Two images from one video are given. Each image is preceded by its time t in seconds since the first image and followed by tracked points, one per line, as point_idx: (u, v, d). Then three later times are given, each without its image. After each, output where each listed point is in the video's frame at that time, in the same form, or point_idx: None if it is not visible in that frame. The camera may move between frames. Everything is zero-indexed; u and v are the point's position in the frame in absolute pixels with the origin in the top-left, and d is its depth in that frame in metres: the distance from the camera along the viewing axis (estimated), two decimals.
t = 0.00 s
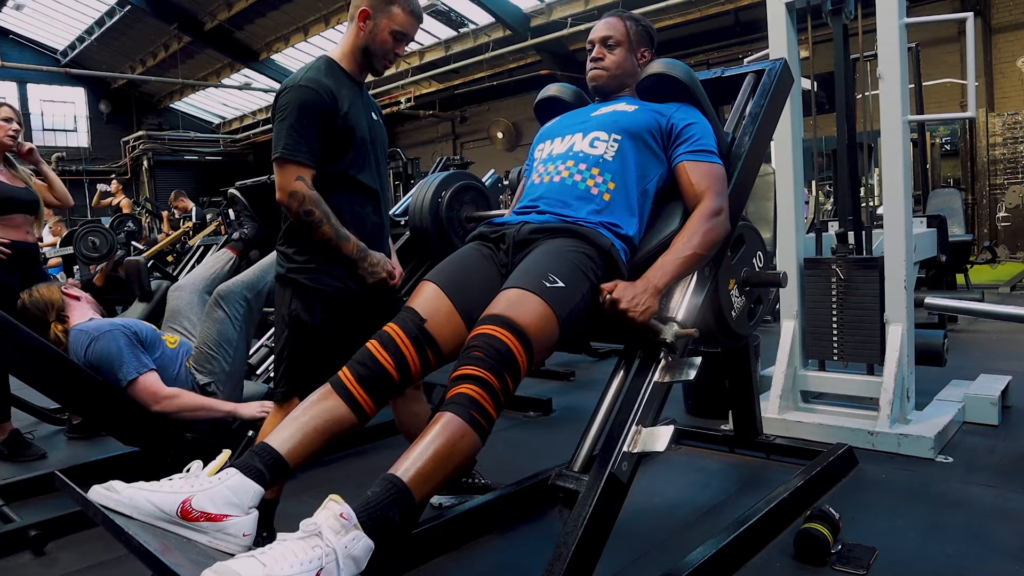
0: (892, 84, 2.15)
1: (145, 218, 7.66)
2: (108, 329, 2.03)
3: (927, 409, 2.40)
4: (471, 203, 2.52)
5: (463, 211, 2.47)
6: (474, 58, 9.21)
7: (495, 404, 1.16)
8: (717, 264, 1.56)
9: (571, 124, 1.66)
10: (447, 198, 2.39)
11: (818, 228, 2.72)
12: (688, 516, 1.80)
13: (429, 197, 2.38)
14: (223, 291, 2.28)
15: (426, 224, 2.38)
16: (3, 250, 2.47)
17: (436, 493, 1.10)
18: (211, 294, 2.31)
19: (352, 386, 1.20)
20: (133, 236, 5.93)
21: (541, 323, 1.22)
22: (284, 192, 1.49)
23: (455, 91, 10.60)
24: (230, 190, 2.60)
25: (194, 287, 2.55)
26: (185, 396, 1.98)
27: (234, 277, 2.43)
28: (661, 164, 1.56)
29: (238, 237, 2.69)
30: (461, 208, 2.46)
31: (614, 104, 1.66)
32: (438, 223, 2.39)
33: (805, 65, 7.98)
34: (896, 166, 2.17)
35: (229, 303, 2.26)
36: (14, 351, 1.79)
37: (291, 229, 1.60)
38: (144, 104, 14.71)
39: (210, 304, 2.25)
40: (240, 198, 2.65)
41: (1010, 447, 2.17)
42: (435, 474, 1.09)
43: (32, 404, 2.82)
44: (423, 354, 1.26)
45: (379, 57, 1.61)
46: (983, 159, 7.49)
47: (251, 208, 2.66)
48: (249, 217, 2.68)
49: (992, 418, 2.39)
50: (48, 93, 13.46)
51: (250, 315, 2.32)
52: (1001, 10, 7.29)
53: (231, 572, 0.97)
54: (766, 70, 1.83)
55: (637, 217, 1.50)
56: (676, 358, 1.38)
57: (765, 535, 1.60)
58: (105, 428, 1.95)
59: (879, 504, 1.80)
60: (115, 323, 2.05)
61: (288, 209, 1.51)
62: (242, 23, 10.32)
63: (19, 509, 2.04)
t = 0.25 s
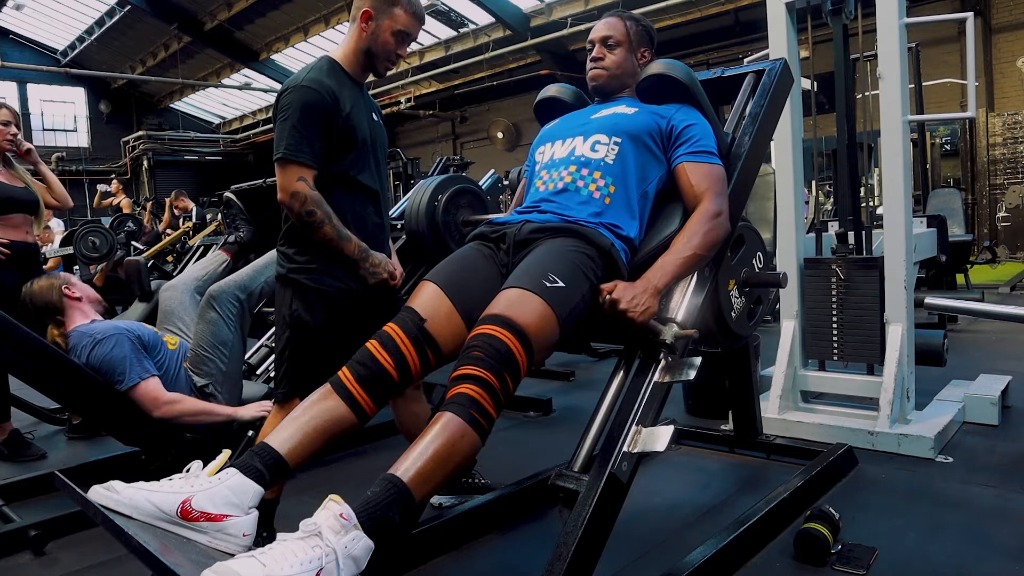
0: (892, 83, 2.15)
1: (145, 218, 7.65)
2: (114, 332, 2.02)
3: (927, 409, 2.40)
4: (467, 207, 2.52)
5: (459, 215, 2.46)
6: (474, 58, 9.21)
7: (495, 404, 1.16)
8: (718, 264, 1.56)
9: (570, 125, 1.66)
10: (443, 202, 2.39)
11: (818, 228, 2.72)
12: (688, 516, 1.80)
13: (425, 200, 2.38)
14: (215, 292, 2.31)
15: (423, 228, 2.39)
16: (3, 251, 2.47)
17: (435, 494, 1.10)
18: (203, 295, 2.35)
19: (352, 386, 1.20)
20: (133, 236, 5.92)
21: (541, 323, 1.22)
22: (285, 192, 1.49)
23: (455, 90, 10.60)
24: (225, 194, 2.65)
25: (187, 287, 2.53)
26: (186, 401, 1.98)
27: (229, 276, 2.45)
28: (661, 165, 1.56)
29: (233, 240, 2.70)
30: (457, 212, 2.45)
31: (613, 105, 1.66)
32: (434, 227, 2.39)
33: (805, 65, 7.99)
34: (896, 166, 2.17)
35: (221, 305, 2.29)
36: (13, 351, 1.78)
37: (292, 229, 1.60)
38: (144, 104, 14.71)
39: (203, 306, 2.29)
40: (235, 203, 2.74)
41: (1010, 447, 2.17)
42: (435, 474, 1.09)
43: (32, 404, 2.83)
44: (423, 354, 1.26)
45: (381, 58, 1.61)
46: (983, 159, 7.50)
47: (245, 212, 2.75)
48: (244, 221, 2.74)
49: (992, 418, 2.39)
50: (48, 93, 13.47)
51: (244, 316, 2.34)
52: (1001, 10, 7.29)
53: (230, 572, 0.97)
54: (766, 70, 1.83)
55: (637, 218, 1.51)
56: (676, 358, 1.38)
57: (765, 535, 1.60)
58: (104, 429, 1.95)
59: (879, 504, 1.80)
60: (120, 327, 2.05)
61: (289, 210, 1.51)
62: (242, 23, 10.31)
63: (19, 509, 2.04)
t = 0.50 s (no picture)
0: (892, 83, 2.15)
1: (145, 218, 7.65)
2: (122, 340, 2.01)
3: (927, 409, 2.40)
4: (467, 209, 2.52)
5: (457, 217, 2.47)
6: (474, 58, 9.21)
7: (495, 404, 1.16)
8: (718, 265, 1.56)
9: (571, 126, 1.66)
10: (441, 203, 2.39)
11: (818, 229, 2.71)
12: (688, 516, 1.80)
13: (423, 202, 2.38)
14: (212, 292, 2.30)
15: (422, 229, 2.39)
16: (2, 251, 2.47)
17: (435, 494, 1.10)
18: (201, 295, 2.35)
19: (352, 385, 1.20)
20: (133, 237, 5.92)
21: (541, 322, 1.22)
22: (285, 191, 1.49)
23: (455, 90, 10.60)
24: (224, 196, 2.69)
25: (184, 286, 2.53)
26: (190, 409, 1.99)
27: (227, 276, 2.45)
28: (661, 165, 1.56)
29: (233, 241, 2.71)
30: (456, 213, 2.46)
31: (614, 105, 1.66)
32: (432, 228, 2.39)
33: (805, 65, 7.99)
34: (896, 166, 2.17)
35: (218, 305, 2.28)
36: (13, 352, 1.76)
37: (292, 229, 1.60)
38: (144, 104, 14.71)
39: (201, 306, 2.29)
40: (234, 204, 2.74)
41: (1010, 447, 2.17)
42: (434, 474, 1.09)
43: (32, 404, 2.83)
44: (423, 354, 1.26)
45: (381, 56, 1.61)
46: (983, 159, 7.50)
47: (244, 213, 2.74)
48: (243, 222, 2.73)
49: (992, 418, 2.39)
50: (48, 93, 13.47)
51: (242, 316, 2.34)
52: (1001, 10, 7.29)
53: (230, 572, 0.97)
54: (766, 70, 1.83)
55: (637, 219, 1.51)
56: (676, 358, 1.38)
57: (765, 536, 1.60)
58: (103, 429, 1.94)
59: (879, 504, 1.80)
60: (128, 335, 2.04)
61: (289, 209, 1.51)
62: (242, 23, 10.31)
63: (19, 509, 2.04)
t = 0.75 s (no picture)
0: (892, 83, 2.15)
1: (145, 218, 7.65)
2: (132, 353, 1.96)
3: (927, 409, 2.40)
4: (467, 209, 2.52)
5: (457, 217, 2.47)
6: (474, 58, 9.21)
7: (496, 404, 1.16)
8: (718, 265, 1.56)
9: (570, 125, 1.66)
10: (441, 204, 2.39)
11: (818, 228, 2.71)
12: (688, 516, 1.80)
13: (423, 203, 2.38)
14: (211, 292, 2.30)
15: (421, 229, 2.39)
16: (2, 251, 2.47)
17: (435, 494, 1.10)
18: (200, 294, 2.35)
19: (352, 385, 1.20)
20: (133, 237, 5.92)
21: (541, 322, 1.22)
22: (285, 191, 1.49)
23: (455, 90, 10.59)
24: (224, 196, 2.64)
25: (183, 285, 2.52)
26: (195, 420, 2.00)
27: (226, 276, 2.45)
28: (661, 164, 1.56)
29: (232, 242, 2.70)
30: (456, 213, 2.46)
31: (614, 104, 1.66)
32: (432, 228, 2.39)
33: (805, 65, 7.99)
34: (896, 166, 2.17)
35: (217, 306, 2.29)
36: (14, 351, 1.76)
37: (292, 229, 1.60)
38: (144, 104, 14.71)
39: (200, 305, 2.29)
40: (234, 203, 2.71)
41: (1010, 447, 2.17)
42: (434, 474, 1.09)
43: (32, 404, 2.83)
44: (423, 353, 1.26)
45: (379, 55, 1.61)
46: (983, 159, 7.50)
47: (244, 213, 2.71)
48: (243, 223, 2.71)
49: (992, 418, 2.39)
50: (48, 93, 13.47)
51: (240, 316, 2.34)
52: (1001, 10, 7.29)
53: (230, 572, 0.97)
54: (766, 70, 1.83)
55: (637, 218, 1.51)
56: (675, 358, 1.38)
57: (765, 535, 1.60)
58: (103, 429, 1.94)
59: (879, 505, 1.80)
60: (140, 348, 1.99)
61: (289, 209, 1.51)
62: (242, 23, 10.31)
63: (19, 509, 2.04)
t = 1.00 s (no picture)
0: (892, 83, 2.15)
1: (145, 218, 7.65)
2: (133, 354, 1.94)
3: (927, 409, 2.40)
4: (466, 209, 2.52)
5: (457, 217, 2.47)
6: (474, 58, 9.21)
7: (496, 404, 1.16)
8: (718, 265, 1.56)
9: (570, 125, 1.66)
10: (441, 204, 2.39)
11: (818, 229, 2.71)
12: (688, 516, 1.80)
13: (423, 203, 2.38)
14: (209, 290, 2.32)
15: (421, 229, 2.39)
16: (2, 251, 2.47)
17: (435, 494, 1.10)
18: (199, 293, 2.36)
19: (352, 385, 1.20)
20: (133, 236, 5.92)
21: (541, 322, 1.22)
22: (286, 190, 1.49)
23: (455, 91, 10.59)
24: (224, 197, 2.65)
25: (183, 285, 2.52)
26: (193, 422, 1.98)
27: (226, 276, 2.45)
28: (661, 164, 1.56)
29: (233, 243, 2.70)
30: (456, 213, 2.46)
31: (614, 104, 1.66)
32: (432, 229, 2.39)
33: (805, 66, 7.99)
34: (896, 166, 2.17)
35: (215, 305, 2.30)
36: (14, 351, 1.77)
37: (292, 229, 1.60)
38: (144, 104, 14.71)
39: (199, 304, 2.31)
40: (234, 204, 2.71)
41: (1010, 447, 2.17)
42: (435, 474, 1.09)
43: (32, 404, 2.83)
44: (423, 354, 1.26)
45: (377, 55, 1.61)
46: (983, 159, 7.50)
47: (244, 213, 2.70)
48: (243, 223, 2.70)
49: (992, 418, 2.39)
50: (48, 93, 13.47)
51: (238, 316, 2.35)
52: (1001, 10, 7.29)
53: (230, 572, 0.97)
54: (766, 70, 1.83)
55: (637, 218, 1.51)
56: (675, 358, 1.38)
57: (765, 535, 1.60)
58: (103, 429, 1.95)
59: (879, 505, 1.80)
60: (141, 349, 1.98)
61: (289, 208, 1.51)
62: (242, 23, 10.31)
63: (19, 509, 2.04)
